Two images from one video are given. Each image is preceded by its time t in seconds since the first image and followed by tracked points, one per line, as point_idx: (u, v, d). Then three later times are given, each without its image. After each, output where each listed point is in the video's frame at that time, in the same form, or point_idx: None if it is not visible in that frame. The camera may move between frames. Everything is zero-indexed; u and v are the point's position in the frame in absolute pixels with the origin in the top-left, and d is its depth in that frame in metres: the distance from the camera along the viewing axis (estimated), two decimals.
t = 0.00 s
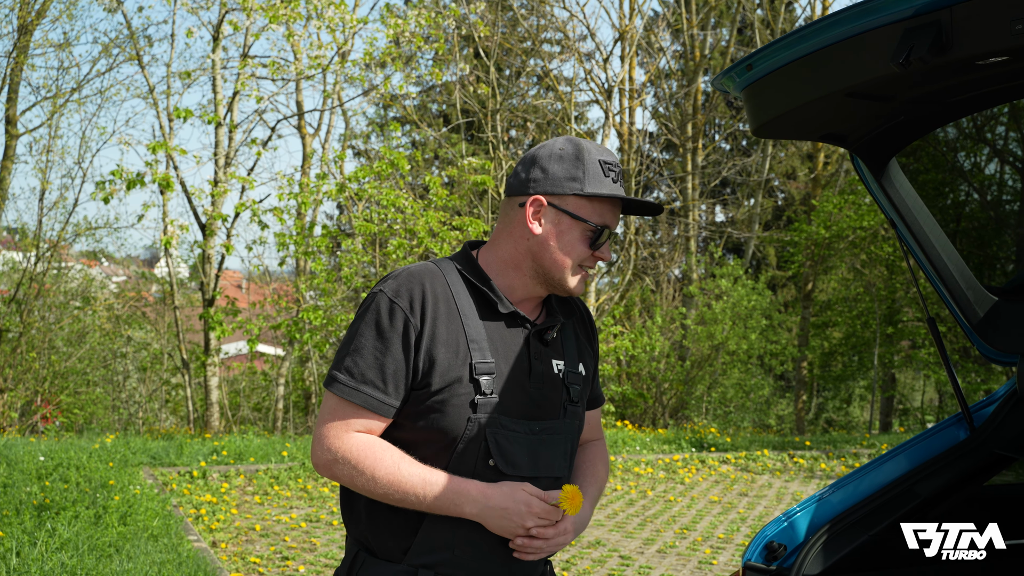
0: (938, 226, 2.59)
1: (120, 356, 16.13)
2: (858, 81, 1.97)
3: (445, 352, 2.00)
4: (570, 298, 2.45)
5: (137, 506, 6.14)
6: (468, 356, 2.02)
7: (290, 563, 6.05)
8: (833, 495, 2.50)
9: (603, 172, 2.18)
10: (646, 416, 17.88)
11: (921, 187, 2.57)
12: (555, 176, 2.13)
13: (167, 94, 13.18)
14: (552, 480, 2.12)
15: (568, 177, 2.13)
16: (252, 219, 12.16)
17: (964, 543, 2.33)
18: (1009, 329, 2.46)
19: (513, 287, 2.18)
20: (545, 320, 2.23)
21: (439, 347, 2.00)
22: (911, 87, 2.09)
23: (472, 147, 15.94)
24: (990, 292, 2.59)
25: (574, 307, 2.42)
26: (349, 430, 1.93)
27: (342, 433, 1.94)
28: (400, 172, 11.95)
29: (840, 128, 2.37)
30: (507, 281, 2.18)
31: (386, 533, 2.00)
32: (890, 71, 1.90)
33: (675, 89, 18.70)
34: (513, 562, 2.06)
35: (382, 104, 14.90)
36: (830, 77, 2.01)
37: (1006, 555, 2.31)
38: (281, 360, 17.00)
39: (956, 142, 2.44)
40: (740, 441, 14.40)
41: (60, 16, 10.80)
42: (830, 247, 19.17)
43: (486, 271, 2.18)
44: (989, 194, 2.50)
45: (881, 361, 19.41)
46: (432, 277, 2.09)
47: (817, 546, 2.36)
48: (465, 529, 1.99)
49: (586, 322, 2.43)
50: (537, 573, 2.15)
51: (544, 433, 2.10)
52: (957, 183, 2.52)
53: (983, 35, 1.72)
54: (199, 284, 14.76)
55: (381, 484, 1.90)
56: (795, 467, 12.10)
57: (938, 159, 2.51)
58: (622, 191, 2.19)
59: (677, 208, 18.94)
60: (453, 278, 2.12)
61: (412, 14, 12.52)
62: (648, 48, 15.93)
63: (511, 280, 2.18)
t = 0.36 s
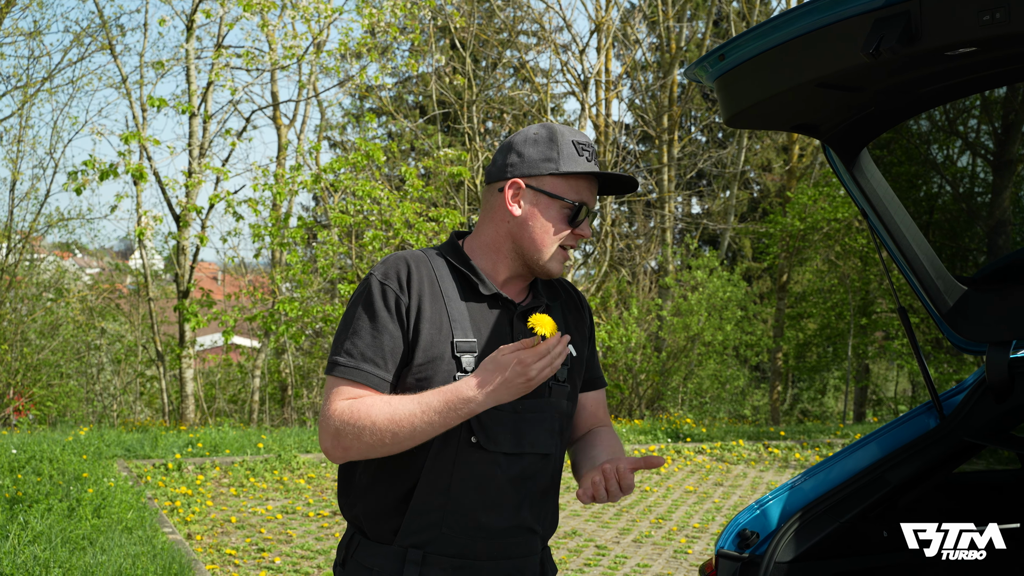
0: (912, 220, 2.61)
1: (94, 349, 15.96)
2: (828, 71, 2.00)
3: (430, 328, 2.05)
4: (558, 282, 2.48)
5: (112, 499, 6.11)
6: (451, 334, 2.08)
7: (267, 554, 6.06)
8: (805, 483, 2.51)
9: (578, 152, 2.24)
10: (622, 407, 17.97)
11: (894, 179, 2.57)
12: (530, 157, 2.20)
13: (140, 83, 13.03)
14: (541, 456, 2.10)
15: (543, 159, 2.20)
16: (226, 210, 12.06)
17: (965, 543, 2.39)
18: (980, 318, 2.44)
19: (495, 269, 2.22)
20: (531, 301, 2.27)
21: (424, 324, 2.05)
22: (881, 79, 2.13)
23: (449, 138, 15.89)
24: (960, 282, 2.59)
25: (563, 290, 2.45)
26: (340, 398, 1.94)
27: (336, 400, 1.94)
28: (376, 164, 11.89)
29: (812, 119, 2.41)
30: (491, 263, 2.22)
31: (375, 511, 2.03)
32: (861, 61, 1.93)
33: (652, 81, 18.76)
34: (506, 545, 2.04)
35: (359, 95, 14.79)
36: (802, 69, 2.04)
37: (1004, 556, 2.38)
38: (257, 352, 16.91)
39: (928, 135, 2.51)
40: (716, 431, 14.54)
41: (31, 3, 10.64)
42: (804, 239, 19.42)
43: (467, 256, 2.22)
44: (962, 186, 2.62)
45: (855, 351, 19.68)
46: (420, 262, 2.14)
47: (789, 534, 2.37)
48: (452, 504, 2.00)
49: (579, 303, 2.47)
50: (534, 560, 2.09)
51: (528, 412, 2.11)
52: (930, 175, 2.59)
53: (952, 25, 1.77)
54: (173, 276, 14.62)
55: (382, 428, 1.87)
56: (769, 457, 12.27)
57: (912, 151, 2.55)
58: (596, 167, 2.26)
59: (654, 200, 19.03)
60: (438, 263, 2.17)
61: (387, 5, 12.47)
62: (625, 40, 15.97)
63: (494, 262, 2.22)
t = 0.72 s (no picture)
0: (910, 218, 2.61)
1: (91, 348, 15.94)
2: (825, 68, 2.01)
3: (407, 325, 1.99)
4: (548, 275, 2.40)
5: (110, 497, 6.10)
6: (430, 329, 2.00)
7: (265, 553, 6.05)
8: (802, 481, 2.53)
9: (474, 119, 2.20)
10: (620, 405, 17.96)
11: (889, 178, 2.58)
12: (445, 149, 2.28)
13: (137, 82, 13.02)
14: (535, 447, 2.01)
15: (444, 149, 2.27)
16: (224, 209, 12.05)
17: (964, 543, 2.41)
18: (975, 316, 2.44)
19: (460, 259, 2.17)
20: (512, 293, 2.18)
21: (401, 321, 1.98)
22: (879, 76, 2.14)
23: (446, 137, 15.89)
24: (956, 280, 2.59)
25: (552, 283, 2.37)
26: (329, 409, 1.94)
27: (323, 411, 1.95)
28: (373, 163, 11.88)
29: (807, 117, 2.41)
30: (449, 252, 2.20)
31: (370, 511, 1.96)
32: (857, 58, 1.94)
33: (649, 80, 18.76)
34: (504, 537, 1.96)
35: (355, 93, 14.77)
36: (799, 65, 2.04)
37: (1002, 556, 2.41)
38: (255, 351, 16.90)
39: (925, 134, 2.53)
40: (713, 430, 14.55)
41: (27, 2, 10.61)
42: (801, 237, 19.44)
43: (439, 251, 2.17)
44: (958, 185, 2.63)
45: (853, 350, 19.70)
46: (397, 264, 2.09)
47: (786, 532, 2.38)
48: (445, 499, 1.93)
49: (571, 296, 2.38)
50: (533, 554, 2.01)
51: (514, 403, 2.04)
52: (927, 174, 2.61)
53: (949, 22, 1.78)
54: (170, 275, 14.61)
55: (370, 448, 1.88)
56: (767, 455, 12.29)
57: (909, 149, 2.57)
58: (486, 127, 2.19)
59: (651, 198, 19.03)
60: (415, 263, 2.11)
61: (384, 3, 12.48)
62: (622, 39, 15.95)
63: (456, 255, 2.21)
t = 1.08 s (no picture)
0: (910, 217, 2.61)
1: (95, 349, 15.97)
2: (825, 68, 2.01)
3: (395, 327, 1.99)
4: (538, 272, 2.40)
5: (114, 498, 6.12)
6: (417, 331, 2.00)
7: (269, 554, 6.06)
8: (804, 480, 2.52)
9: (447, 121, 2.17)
10: (623, 405, 17.93)
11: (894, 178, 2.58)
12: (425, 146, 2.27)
13: (140, 83, 13.06)
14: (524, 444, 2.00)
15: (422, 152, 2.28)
16: (226, 210, 12.07)
17: (964, 543, 2.42)
18: (977, 314, 2.45)
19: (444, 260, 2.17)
20: (500, 292, 2.18)
21: (389, 323, 1.99)
22: (880, 75, 2.14)
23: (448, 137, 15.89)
24: (958, 278, 2.60)
25: (541, 280, 2.37)
26: (317, 408, 1.93)
27: (312, 410, 1.93)
28: (375, 163, 11.87)
29: (807, 116, 2.41)
30: (434, 254, 2.20)
31: (357, 511, 1.96)
32: (858, 58, 1.93)
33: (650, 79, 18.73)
34: (492, 537, 1.96)
35: (357, 94, 14.77)
36: (799, 65, 2.04)
37: (1002, 555, 2.44)
38: (257, 351, 16.93)
39: (926, 132, 2.52)
40: (716, 429, 14.54)
41: (30, 4, 10.63)
42: (804, 236, 19.42)
43: (426, 252, 2.16)
44: (961, 183, 2.63)
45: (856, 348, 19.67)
46: (384, 266, 2.09)
47: (789, 531, 2.38)
48: (433, 498, 1.93)
49: (561, 293, 2.39)
50: (522, 553, 2.01)
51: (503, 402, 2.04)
52: (929, 172, 2.60)
53: (949, 21, 1.77)
54: (173, 276, 14.64)
55: (361, 446, 1.88)
56: (770, 454, 12.27)
57: (910, 148, 2.56)
58: (455, 130, 2.16)
59: (653, 198, 19.02)
60: (402, 264, 2.11)
61: (385, 4, 12.49)
62: (623, 38, 15.93)
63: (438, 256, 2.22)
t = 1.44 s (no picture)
0: (912, 217, 2.60)
1: (97, 351, 15.98)
2: (824, 68, 2.00)
3: (383, 328, 1.98)
4: (523, 270, 2.40)
5: (116, 500, 6.12)
6: (405, 333, 2.00)
7: (272, 555, 6.07)
8: (806, 479, 2.52)
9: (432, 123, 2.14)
10: (625, 405, 17.92)
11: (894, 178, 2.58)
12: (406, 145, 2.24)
13: (141, 85, 13.07)
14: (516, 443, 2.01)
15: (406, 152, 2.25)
16: (228, 212, 12.07)
17: (964, 543, 2.42)
18: (977, 313, 2.45)
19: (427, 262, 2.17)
20: (486, 291, 2.18)
21: (377, 325, 1.98)
22: (880, 75, 2.13)
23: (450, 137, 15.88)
24: (959, 277, 2.60)
25: (526, 278, 2.37)
26: (307, 411, 1.92)
27: (302, 413, 1.93)
28: (377, 164, 11.88)
29: (808, 116, 2.41)
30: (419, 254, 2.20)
31: (348, 511, 1.95)
32: (858, 57, 1.93)
33: (652, 80, 18.71)
34: (485, 536, 1.96)
35: (358, 95, 14.76)
36: (800, 64, 2.03)
37: (1002, 556, 2.43)
38: (259, 353, 16.95)
39: (928, 132, 2.52)
40: (719, 429, 14.53)
41: (31, 6, 10.62)
42: (805, 236, 19.39)
43: (412, 253, 2.15)
44: (962, 183, 2.61)
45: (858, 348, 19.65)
46: (370, 267, 2.09)
47: (791, 530, 2.38)
48: (426, 498, 1.93)
49: (546, 291, 2.39)
50: (515, 552, 2.01)
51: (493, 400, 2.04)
52: (931, 171, 2.60)
53: (948, 21, 1.77)
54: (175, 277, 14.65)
55: (353, 449, 1.87)
56: (772, 454, 12.26)
57: (912, 147, 2.56)
58: (440, 135, 2.14)
59: (655, 198, 19.02)
60: (388, 265, 2.11)
61: (387, 5, 12.50)
62: (624, 39, 15.93)
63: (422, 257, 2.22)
